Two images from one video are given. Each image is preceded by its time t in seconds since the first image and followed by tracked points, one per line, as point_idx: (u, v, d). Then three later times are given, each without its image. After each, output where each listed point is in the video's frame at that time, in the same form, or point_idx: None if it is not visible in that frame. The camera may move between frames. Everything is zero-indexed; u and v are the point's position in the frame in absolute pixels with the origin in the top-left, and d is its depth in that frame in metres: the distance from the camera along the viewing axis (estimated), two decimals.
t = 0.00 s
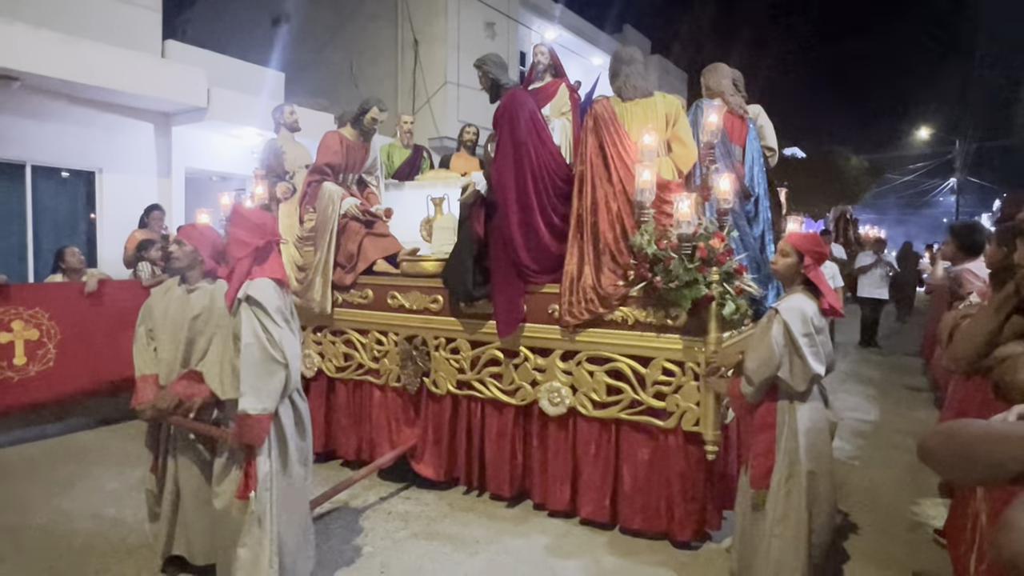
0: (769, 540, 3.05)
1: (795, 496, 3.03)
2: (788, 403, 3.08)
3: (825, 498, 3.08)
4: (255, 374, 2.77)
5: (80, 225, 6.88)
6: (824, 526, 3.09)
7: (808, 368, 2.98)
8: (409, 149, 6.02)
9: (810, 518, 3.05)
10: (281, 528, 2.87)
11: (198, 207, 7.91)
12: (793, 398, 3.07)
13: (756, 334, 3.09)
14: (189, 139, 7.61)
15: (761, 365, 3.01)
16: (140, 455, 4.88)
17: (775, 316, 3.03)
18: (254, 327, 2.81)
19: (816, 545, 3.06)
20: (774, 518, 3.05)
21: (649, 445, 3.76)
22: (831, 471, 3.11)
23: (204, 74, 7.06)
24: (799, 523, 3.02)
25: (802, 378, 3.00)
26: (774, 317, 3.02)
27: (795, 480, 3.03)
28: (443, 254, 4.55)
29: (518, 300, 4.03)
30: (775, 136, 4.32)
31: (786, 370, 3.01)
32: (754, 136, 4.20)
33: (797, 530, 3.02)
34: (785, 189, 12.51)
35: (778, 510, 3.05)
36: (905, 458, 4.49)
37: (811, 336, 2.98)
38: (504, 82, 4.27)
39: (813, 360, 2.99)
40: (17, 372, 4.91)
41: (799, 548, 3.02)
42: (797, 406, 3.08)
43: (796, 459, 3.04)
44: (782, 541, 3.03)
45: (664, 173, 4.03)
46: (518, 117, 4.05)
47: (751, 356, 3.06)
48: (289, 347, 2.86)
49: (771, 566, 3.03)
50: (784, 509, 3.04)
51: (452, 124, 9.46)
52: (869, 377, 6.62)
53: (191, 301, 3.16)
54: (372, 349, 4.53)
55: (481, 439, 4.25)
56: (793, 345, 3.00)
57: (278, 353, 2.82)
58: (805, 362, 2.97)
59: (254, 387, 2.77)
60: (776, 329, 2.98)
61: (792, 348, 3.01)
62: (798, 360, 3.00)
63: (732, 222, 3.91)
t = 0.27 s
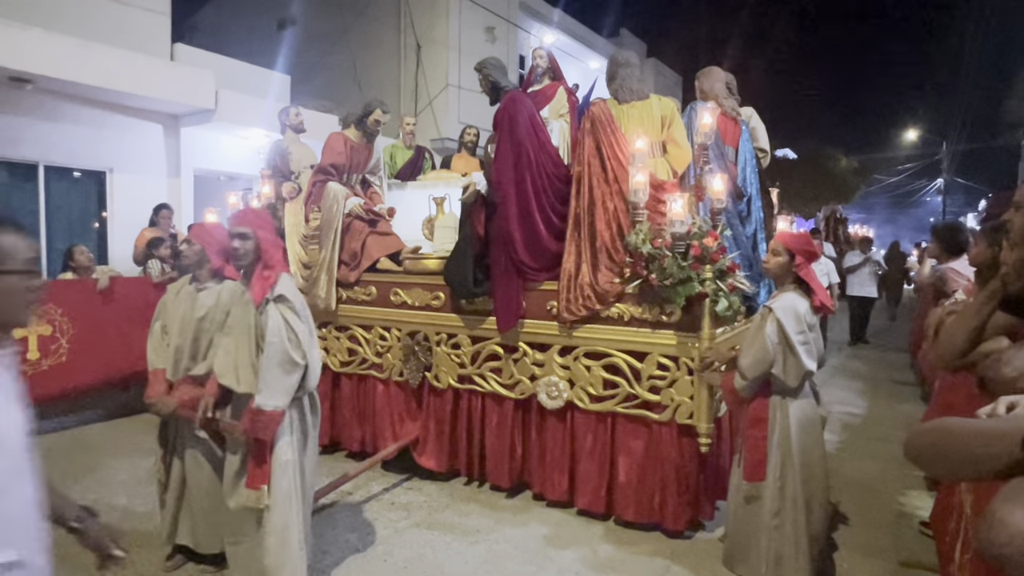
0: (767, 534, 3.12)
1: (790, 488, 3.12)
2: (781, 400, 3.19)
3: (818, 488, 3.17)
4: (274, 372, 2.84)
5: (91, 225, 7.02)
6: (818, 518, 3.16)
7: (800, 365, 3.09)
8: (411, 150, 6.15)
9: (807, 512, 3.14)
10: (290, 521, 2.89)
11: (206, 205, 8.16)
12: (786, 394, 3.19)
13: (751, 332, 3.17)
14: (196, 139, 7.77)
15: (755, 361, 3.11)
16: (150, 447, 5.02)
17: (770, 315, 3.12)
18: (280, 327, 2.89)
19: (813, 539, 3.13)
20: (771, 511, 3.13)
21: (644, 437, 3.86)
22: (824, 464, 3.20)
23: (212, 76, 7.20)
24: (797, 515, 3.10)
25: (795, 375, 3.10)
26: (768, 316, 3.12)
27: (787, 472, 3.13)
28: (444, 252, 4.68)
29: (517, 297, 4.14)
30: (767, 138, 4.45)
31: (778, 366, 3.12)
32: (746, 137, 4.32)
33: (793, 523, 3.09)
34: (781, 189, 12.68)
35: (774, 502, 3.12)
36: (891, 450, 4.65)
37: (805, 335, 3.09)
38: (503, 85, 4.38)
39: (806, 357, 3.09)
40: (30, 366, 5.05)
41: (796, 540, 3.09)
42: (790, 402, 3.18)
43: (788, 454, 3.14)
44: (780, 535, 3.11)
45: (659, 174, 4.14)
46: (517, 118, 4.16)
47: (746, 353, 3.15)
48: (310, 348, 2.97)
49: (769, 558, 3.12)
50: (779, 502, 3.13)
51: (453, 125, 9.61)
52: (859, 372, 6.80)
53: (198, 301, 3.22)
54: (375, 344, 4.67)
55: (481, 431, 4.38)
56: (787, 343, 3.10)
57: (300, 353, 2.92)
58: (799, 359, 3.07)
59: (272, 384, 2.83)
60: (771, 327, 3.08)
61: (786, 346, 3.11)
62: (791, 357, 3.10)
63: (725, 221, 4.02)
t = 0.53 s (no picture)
0: (772, 536, 3.12)
1: (791, 488, 3.13)
2: (781, 399, 3.19)
3: (819, 488, 3.18)
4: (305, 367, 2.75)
5: (92, 225, 7.04)
6: (821, 517, 3.17)
7: (800, 366, 3.08)
8: (412, 149, 6.16)
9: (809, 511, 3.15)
10: (311, 521, 2.80)
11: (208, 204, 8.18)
12: (785, 394, 3.18)
13: (751, 332, 3.16)
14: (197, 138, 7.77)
15: (756, 363, 3.11)
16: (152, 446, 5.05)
17: (770, 315, 3.12)
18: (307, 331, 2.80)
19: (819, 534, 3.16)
20: (775, 512, 3.13)
21: (645, 437, 3.86)
22: (825, 464, 3.20)
23: (213, 76, 7.21)
24: (799, 515, 3.12)
25: (794, 376, 3.09)
26: (770, 316, 3.11)
27: (788, 473, 3.14)
28: (444, 251, 4.69)
29: (518, 297, 4.14)
30: (768, 137, 4.45)
31: (778, 367, 3.11)
32: (747, 137, 4.32)
33: (797, 523, 3.12)
34: (781, 188, 12.68)
35: (778, 504, 3.12)
36: (892, 449, 4.66)
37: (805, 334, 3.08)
38: (504, 84, 4.39)
39: (806, 358, 3.08)
40: (31, 365, 5.15)
41: (802, 538, 3.11)
42: (790, 401, 3.19)
43: (790, 455, 3.14)
44: (784, 535, 3.13)
45: (660, 173, 4.14)
46: (518, 118, 4.16)
47: (746, 353, 3.15)
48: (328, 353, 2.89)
49: (775, 559, 3.12)
50: (783, 502, 3.13)
51: (454, 124, 9.63)
52: (859, 371, 6.81)
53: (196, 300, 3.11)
54: (376, 344, 4.67)
55: (482, 430, 4.38)
56: (787, 343, 3.09)
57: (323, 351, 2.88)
58: (799, 360, 3.07)
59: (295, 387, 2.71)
60: (772, 327, 3.07)
61: (786, 346, 3.11)
62: (791, 358, 3.09)
63: (725, 221, 4.01)
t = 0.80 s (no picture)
0: (770, 535, 3.12)
1: (791, 489, 3.13)
2: (781, 399, 3.18)
3: (818, 489, 3.18)
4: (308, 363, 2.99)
5: (91, 223, 7.04)
6: (819, 519, 3.17)
7: (800, 365, 3.08)
8: (411, 148, 6.17)
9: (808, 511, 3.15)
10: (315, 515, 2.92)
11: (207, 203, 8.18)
12: (786, 393, 3.18)
13: (751, 333, 3.16)
14: (197, 137, 7.77)
15: (756, 363, 3.11)
16: (152, 444, 5.05)
17: (770, 314, 3.12)
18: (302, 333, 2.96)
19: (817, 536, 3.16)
20: (773, 512, 3.13)
21: (645, 435, 3.86)
22: (825, 465, 3.20)
23: (213, 75, 7.20)
24: (798, 516, 3.12)
25: (794, 375, 3.09)
26: (770, 316, 3.11)
27: (787, 474, 3.13)
28: (444, 250, 4.68)
29: (518, 295, 4.13)
30: (768, 136, 4.45)
31: (778, 367, 3.11)
32: (747, 136, 4.32)
33: (795, 523, 3.11)
34: (781, 187, 12.69)
35: (776, 503, 3.12)
36: (891, 447, 4.66)
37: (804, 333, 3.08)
38: (504, 83, 4.39)
39: (806, 357, 3.08)
40: (31, 363, 5.14)
41: (799, 541, 3.10)
42: (789, 401, 3.18)
43: (790, 456, 3.14)
44: (782, 535, 3.12)
45: (660, 172, 4.14)
46: (518, 117, 4.16)
47: (746, 353, 3.15)
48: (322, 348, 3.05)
49: (772, 560, 3.12)
50: (781, 502, 3.13)
51: (454, 123, 9.63)
52: (858, 370, 6.83)
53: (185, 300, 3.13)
54: (376, 342, 4.68)
55: (482, 429, 4.39)
56: (787, 342, 3.09)
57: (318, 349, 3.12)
58: (799, 359, 3.06)
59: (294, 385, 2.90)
60: (773, 327, 3.07)
61: (786, 346, 3.11)
62: (791, 357, 3.10)
63: (725, 219, 4.00)
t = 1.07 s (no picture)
0: (766, 535, 3.11)
1: (788, 489, 3.12)
2: (778, 399, 3.16)
3: (813, 488, 3.17)
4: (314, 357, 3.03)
5: (90, 222, 7.03)
6: (815, 519, 3.16)
7: (796, 365, 3.06)
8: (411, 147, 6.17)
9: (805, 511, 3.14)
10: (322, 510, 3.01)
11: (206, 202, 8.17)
12: (783, 393, 3.16)
13: (747, 334, 3.15)
14: (196, 136, 7.76)
15: (751, 363, 3.09)
16: (151, 443, 5.05)
17: (765, 315, 3.11)
18: (297, 323, 3.01)
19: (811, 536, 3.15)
20: (769, 512, 3.11)
21: (644, 435, 3.85)
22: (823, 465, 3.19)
23: (212, 74, 7.19)
24: (794, 516, 3.10)
25: (791, 375, 3.07)
26: (765, 317, 3.10)
27: (784, 474, 3.11)
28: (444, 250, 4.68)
29: (517, 295, 4.13)
30: (768, 136, 4.45)
31: (774, 368, 3.10)
32: (746, 135, 4.32)
33: (790, 523, 3.10)
34: (780, 187, 12.68)
35: (773, 503, 3.11)
36: (890, 447, 4.66)
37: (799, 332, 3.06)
38: (503, 83, 4.39)
39: (802, 357, 3.06)
40: (30, 362, 5.14)
41: (795, 541, 3.08)
42: (786, 401, 3.16)
43: (787, 456, 3.12)
44: (778, 535, 3.11)
45: (660, 172, 4.13)
46: (518, 117, 4.16)
47: (743, 354, 3.13)
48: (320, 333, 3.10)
49: (769, 560, 3.11)
50: (778, 502, 3.12)
51: (453, 122, 9.63)
52: (857, 369, 6.83)
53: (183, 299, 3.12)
54: (375, 342, 4.68)
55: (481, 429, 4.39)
56: (782, 342, 3.08)
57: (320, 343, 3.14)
58: (795, 360, 3.05)
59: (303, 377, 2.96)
60: (766, 327, 3.05)
61: (783, 347, 3.09)
62: (788, 358, 3.08)
63: (724, 219, 3.99)
